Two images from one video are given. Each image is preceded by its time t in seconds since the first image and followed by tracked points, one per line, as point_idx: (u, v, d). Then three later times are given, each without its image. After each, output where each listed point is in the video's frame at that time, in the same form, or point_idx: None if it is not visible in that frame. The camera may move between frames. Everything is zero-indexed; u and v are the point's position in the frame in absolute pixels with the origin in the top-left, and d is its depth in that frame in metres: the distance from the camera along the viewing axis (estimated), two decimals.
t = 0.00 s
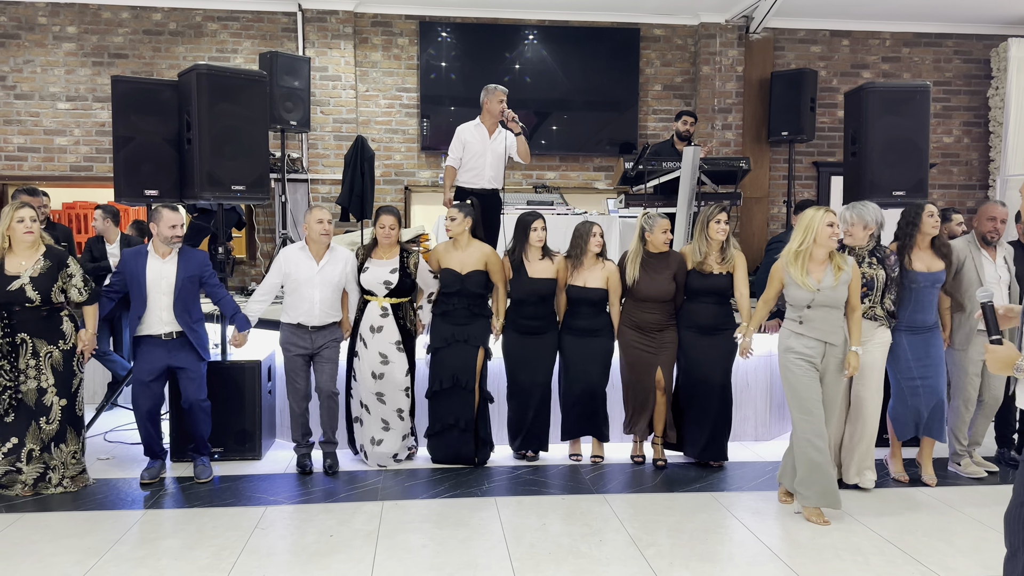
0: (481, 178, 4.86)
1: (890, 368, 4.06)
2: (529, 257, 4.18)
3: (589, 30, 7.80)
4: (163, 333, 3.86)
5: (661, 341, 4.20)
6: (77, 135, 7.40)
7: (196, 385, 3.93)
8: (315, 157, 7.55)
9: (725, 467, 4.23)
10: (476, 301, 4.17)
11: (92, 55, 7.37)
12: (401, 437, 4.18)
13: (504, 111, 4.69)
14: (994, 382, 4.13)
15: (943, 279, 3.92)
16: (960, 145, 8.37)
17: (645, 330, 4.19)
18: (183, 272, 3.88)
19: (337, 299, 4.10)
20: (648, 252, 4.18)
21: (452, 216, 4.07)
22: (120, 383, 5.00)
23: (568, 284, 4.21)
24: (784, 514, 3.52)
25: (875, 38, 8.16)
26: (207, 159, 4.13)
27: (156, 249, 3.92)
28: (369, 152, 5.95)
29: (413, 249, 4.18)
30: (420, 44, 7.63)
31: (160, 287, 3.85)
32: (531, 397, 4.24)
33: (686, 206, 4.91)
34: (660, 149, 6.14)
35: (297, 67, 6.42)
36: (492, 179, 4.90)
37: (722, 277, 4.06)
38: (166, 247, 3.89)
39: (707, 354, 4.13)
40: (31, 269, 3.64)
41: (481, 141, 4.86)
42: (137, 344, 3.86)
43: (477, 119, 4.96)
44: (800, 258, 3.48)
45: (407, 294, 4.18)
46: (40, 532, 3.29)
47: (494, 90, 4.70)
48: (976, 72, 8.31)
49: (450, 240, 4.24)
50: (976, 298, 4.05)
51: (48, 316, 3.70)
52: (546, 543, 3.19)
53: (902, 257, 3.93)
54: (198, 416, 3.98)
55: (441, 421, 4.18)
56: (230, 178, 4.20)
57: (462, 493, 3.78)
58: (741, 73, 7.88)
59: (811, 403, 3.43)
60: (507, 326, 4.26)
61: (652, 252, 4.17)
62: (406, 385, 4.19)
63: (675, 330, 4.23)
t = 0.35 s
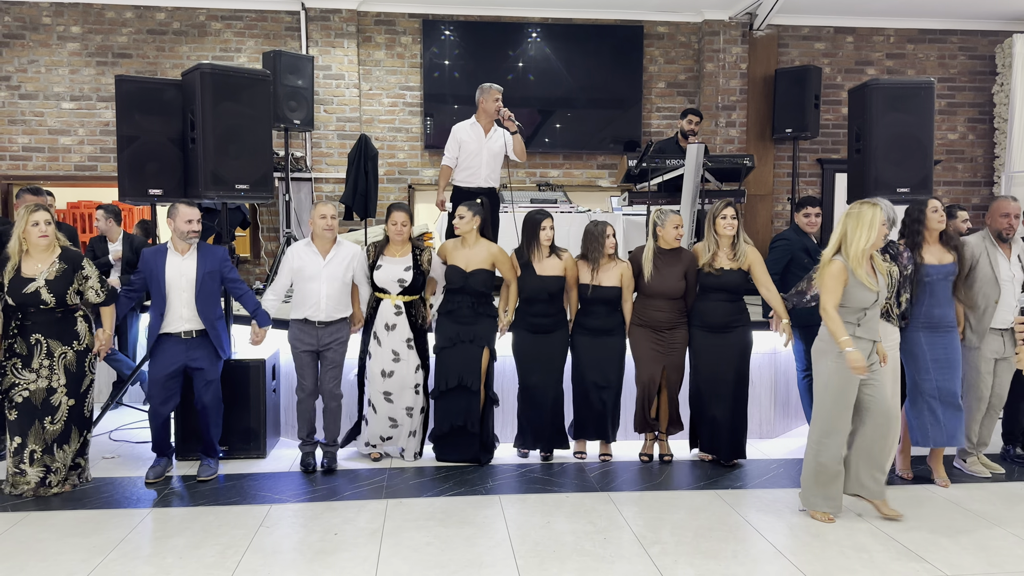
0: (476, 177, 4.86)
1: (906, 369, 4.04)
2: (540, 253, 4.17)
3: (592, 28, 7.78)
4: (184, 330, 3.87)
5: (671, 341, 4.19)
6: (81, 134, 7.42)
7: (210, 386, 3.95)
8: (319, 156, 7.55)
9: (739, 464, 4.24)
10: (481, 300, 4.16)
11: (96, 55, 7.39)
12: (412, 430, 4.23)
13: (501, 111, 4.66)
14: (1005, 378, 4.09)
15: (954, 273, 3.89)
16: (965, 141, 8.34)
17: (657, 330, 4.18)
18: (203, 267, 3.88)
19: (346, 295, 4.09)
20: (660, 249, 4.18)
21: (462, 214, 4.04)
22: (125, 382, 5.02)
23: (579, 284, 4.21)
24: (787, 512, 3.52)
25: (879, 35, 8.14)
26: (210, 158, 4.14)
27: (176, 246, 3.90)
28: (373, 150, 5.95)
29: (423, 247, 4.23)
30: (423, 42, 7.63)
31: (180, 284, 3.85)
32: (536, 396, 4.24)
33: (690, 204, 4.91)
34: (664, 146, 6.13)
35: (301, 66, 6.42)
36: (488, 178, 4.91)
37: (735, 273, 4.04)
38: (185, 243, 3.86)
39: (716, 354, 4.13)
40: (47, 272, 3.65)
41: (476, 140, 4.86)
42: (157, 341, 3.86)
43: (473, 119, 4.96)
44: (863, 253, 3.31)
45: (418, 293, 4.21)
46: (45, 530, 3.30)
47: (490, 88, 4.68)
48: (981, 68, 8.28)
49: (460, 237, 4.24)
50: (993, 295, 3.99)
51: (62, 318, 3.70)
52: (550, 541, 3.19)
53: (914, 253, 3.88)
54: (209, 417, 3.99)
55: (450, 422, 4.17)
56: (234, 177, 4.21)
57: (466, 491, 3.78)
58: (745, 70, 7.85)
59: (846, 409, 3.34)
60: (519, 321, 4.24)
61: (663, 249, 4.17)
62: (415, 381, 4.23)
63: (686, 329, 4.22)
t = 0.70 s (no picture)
0: (462, 177, 4.88)
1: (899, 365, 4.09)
2: (545, 254, 4.16)
3: (594, 26, 7.78)
4: (185, 332, 3.87)
5: (673, 339, 4.19)
6: (84, 134, 7.43)
7: (215, 386, 3.94)
8: (321, 155, 7.55)
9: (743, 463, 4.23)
10: (485, 297, 4.16)
11: (99, 54, 7.39)
12: (424, 425, 4.24)
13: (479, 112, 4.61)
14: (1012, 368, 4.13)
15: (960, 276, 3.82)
16: (968, 139, 8.33)
17: (658, 327, 4.18)
18: (204, 271, 3.89)
19: (348, 293, 4.11)
20: (661, 245, 4.18)
21: (471, 210, 4.10)
22: (126, 381, 4.98)
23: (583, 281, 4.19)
24: (790, 510, 3.52)
25: (882, 32, 8.13)
26: (213, 157, 4.14)
27: (177, 250, 3.90)
28: (376, 149, 5.95)
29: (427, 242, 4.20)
30: (425, 41, 7.63)
31: (181, 286, 3.85)
32: (539, 395, 4.24)
33: (692, 202, 4.92)
34: (666, 145, 6.13)
35: (303, 65, 6.43)
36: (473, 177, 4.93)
37: (743, 271, 4.05)
38: (187, 247, 3.87)
39: (719, 352, 4.13)
40: (48, 272, 3.65)
41: (459, 141, 4.87)
42: (158, 344, 3.86)
43: (454, 119, 4.96)
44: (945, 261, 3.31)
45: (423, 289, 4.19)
46: (49, 530, 3.31)
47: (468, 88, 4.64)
48: (984, 65, 8.27)
49: (465, 234, 4.23)
50: (1000, 295, 3.98)
51: (64, 318, 3.70)
52: (554, 539, 3.19)
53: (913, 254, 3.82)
54: (216, 415, 3.98)
55: (445, 418, 4.17)
56: (237, 176, 4.21)
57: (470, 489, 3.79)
58: (748, 67, 7.84)
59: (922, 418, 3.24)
60: (521, 322, 4.25)
61: (665, 245, 4.18)
62: (419, 377, 4.22)
63: (689, 328, 4.21)
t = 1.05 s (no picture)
0: (443, 174, 4.91)
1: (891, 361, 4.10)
2: (547, 248, 4.16)
3: (598, 25, 7.77)
4: (165, 326, 3.84)
5: (669, 335, 4.17)
6: (88, 133, 7.43)
7: (201, 383, 3.92)
8: (325, 154, 7.55)
9: (743, 461, 4.25)
10: (486, 292, 4.16)
11: (103, 54, 7.41)
12: (418, 419, 4.23)
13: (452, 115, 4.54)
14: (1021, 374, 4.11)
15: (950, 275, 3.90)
16: (973, 137, 8.30)
17: (655, 322, 4.17)
18: (185, 262, 3.87)
19: (345, 289, 4.10)
20: (659, 240, 4.18)
21: (473, 205, 4.11)
22: (132, 378, 5.08)
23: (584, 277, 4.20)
24: (794, 509, 3.51)
25: (886, 30, 8.11)
26: (217, 156, 4.14)
27: (160, 242, 3.89)
28: (379, 147, 5.95)
29: (428, 239, 4.20)
30: (428, 40, 7.63)
31: (162, 281, 3.83)
32: (542, 394, 4.24)
33: (696, 200, 4.89)
34: (670, 143, 6.13)
35: (307, 64, 6.43)
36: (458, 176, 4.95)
37: (742, 266, 4.02)
38: (169, 240, 3.85)
39: (718, 350, 4.11)
40: (31, 264, 3.63)
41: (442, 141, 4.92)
42: (141, 337, 3.83)
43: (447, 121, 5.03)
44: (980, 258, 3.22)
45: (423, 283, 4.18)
46: (55, 527, 3.32)
47: (450, 88, 4.49)
48: (988, 63, 8.24)
49: (465, 229, 4.25)
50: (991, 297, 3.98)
51: (46, 311, 3.69)
52: (557, 538, 3.19)
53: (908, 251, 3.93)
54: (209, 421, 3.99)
55: (451, 414, 4.18)
56: (241, 174, 4.21)
57: (473, 488, 3.79)
58: (752, 65, 7.83)
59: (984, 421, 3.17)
60: (523, 317, 4.24)
61: (661, 240, 4.17)
62: (419, 372, 4.20)
63: (685, 325, 4.18)
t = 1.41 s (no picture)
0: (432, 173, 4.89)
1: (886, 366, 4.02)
2: (548, 250, 4.17)
3: (602, 25, 7.77)
4: (153, 327, 3.85)
5: (668, 336, 4.17)
6: (93, 133, 7.45)
7: (181, 383, 3.92)
8: (329, 154, 7.55)
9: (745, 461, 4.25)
10: (490, 301, 4.16)
11: (108, 54, 7.42)
12: (423, 430, 4.24)
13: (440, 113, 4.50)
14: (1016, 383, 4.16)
15: (936, 273, 3.88)
16: (978, 137, 8.28)
17: (654, 322, 4.18)
18: (174, 263, 3.88)
19: (342, 304, 4.09)
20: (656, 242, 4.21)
21: (475, 216, 4.09)
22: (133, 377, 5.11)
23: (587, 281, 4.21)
24: (798, 509, 3.51)
25: (891, 30, 8.10)
26: (222, 156, 4.15)
27: (146, 244, 3.89)
28: (383, 147, 5.96)
29: (430, 254, 4.21)
30: (433, 40, 7.63)
31: (152, 281, 3.84)
32: (545, 394, 4.24)
33: (700, 201, 4.88)
34: (673, 143, 6.13)
35: (311, 64, 6.44)
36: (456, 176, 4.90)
37: (746, 270, 4.01)
38: (156, 242, 3.86)
39: (720, 354, 4.09)
40: (18, 263, 3.61)
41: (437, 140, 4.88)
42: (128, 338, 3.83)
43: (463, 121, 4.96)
44: None
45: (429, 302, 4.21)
46: (58, 526, 3.33)
47: (440, 88, 4.43)
48: (993, 63, 8.23)
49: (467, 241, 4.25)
50: (984, 291, 3.94)
51: (32, 310, 3.67)
52: (561, 538, 3.19)
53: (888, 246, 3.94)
54: (174, 416, 3.94)
55: (455, 417, 4.21)
56: (245, 174, 4.22)
57: (476, 488, 3.79)
58: (756, 65, 7.82)
59: None
60: (525, 317, 4.23)
61: (659, 241, 4.19)
62: (424, 383, 4.20)
63: (685, 325, 4.19)
